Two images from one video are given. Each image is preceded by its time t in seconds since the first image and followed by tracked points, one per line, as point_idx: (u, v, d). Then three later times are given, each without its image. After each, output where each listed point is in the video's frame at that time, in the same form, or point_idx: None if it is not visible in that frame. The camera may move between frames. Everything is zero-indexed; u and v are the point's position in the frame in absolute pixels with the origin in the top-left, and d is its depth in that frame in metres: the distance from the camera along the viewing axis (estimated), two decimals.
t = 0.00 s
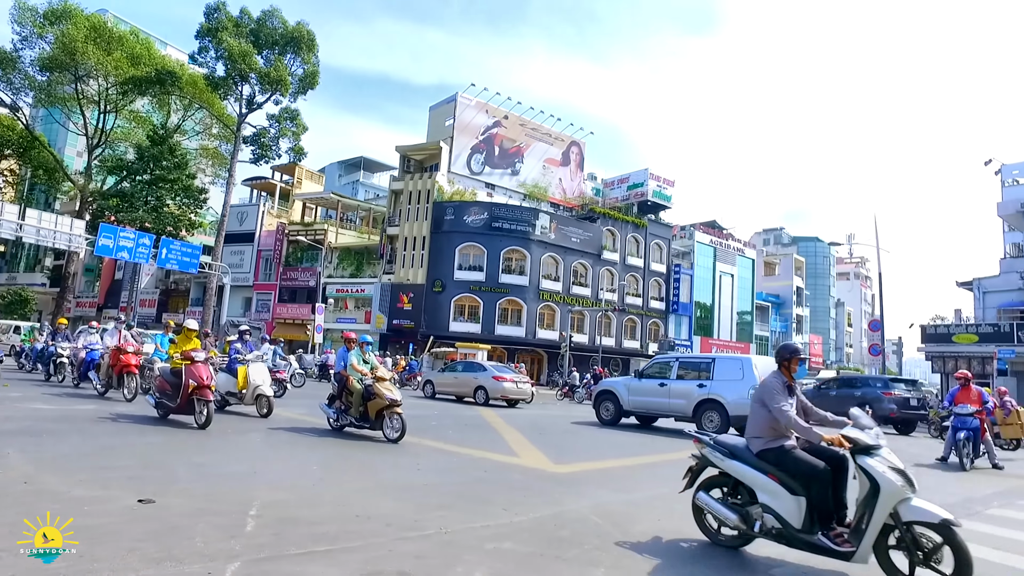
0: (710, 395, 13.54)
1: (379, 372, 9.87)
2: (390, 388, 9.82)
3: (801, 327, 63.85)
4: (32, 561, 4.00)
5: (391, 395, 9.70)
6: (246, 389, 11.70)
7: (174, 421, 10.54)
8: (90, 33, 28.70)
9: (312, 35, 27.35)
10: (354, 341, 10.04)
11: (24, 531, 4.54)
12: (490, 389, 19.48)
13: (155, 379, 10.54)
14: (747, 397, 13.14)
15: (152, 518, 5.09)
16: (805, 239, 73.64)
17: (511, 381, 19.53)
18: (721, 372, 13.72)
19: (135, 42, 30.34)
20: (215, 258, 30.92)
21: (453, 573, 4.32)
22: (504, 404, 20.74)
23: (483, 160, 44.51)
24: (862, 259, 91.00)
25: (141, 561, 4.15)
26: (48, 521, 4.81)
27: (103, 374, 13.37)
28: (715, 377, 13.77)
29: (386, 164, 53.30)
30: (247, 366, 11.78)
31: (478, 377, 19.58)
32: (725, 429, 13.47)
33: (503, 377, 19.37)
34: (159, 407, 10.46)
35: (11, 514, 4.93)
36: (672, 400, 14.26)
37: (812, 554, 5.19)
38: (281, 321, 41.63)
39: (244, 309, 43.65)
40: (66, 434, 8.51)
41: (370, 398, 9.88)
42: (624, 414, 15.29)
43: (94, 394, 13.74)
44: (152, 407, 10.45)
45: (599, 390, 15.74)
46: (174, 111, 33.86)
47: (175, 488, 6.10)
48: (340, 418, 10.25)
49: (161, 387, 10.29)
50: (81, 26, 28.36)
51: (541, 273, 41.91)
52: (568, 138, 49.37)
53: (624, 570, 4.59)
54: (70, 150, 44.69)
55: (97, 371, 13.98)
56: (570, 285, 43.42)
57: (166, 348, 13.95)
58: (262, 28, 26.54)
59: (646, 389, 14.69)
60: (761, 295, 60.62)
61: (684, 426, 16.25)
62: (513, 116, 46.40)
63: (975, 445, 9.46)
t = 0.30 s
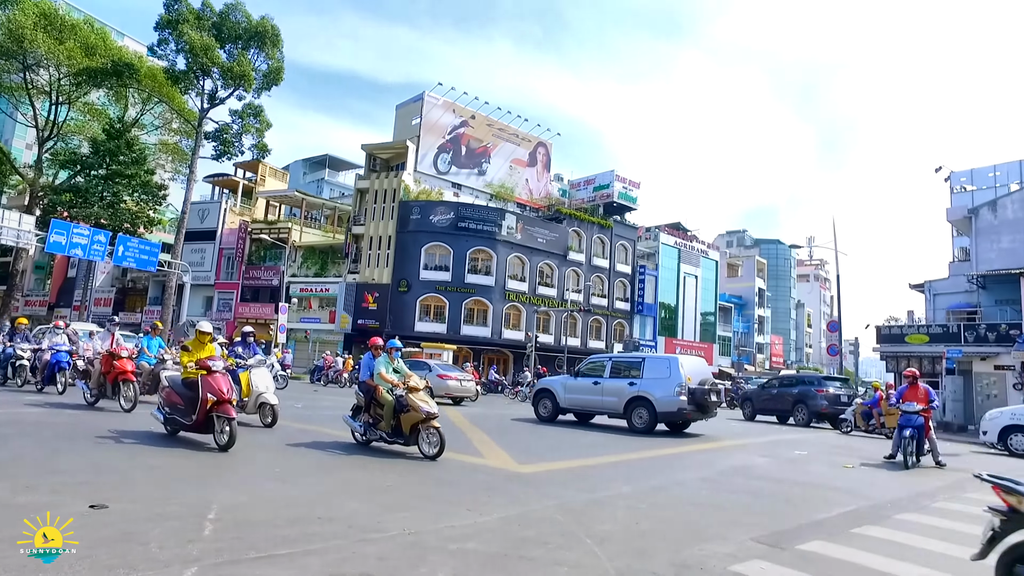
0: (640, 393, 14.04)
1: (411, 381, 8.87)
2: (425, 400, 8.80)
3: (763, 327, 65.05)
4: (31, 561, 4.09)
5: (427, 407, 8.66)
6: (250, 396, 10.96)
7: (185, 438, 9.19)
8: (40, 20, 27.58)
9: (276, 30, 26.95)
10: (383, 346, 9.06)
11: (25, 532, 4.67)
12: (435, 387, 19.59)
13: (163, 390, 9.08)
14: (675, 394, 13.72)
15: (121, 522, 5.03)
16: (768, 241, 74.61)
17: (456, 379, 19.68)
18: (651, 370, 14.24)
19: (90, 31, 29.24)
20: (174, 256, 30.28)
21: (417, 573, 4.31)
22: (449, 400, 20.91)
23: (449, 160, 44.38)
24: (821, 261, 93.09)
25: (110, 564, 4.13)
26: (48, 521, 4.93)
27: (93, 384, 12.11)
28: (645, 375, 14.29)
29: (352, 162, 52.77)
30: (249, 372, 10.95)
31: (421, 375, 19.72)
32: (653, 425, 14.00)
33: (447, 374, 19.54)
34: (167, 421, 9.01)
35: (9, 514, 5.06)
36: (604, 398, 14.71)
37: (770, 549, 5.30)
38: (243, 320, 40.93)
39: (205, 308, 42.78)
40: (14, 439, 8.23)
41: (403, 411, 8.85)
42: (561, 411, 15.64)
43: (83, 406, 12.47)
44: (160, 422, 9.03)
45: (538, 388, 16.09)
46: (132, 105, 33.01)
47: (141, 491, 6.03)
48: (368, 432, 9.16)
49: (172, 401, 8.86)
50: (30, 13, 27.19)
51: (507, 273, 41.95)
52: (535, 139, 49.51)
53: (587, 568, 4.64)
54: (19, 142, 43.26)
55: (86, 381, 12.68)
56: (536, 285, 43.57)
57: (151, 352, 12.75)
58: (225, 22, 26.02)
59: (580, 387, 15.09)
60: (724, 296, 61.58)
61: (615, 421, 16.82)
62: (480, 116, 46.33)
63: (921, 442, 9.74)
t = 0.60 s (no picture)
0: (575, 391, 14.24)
1: (465, 392, 7.99)
2: (481, 413, 7.92)
3: (729, 328, 66.05)
4: (32, 561, 4.17)
5: (485, 421, 7.79)
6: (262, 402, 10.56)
7: (222, 465, 7.71)
8: None
9: (242, 25, 26.57)
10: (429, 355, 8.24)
11: (25, 531, 4.75)
12: (384, 385, 20.57)
13: (197, 407, 7.65)
14: (608, 392, 13.91)
15: (93, 527, 4.99)
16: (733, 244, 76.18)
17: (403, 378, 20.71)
18: (587, 369, 14.47)
19: (45, 19, 28.02)
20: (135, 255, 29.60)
21: None
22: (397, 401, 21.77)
23: (418, 159, 44.18)
24: (785, 263, 94.89)
25: (82, 569, 4.10)
26: (49, 521, 5.01)
27: (100, 393, 10.58)
28: (581, 373, 14.53)
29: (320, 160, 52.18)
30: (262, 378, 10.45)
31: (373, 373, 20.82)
32: (588, 423, 14.19)
33: (395, 373, 20.70)
34: (203, 444, 7.54)
35: (13, 515, 5.19)
36: (543, 396, 14.97)
37: (732, 546, 5.42)
38: (207, 320, 40.20)
39: (167, 308, 41.94)
40: None
41: (457, 425, 7.95)
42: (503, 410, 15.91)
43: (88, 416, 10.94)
44: (195, 446, 7.57)
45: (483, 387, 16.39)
46: (90, 98, 32.14)
47: (111, 495, 5.97)
48: (416, 450, 8.21)
49: (208, 421, 7.43)
50: None
51: (476, 274, 41.94)
52: (504, 140, 49.55)
53: (553, 567, 4.68)
54: None
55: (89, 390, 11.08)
56: (504, 285, 43.62)
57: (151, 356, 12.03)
58: (189, 15, 25.52)
59: (521, 385, 15.37)
60: (690, 297, 62.36)
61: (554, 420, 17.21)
62: (450, 116, 46.20)
63: (874, 442, 9.92)
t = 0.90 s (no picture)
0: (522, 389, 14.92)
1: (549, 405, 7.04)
2: (567, 429, 6.86)
3: (701, 328, 66.75)
4: (32, 561, 4.23)
5: (571, 437, 6.71)
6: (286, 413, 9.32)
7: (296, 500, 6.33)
8: None
9: (214, 19, 26.19)
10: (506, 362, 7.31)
11: (25, 532, 4.82)
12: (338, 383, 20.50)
13: (269, 431, 6.26)
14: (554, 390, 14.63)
15: (66, 530, 4.94)
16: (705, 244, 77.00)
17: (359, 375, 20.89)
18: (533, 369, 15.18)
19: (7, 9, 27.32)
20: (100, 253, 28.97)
21: None
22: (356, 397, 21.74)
23: (393, 158, 43.94)
24: (757, 265, 96.08)
25: (60, 572, 4.09)
26: (48, 521, 5.10)
27: (124, 405, 9.47)
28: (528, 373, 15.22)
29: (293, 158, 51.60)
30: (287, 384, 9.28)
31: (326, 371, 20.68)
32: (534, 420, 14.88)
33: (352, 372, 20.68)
34: (275, 475, 6.09)
35: (16, 515, 5.27)
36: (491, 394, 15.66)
37: (703, 544, 5.48)
38: (176, 319, 39.54)
39: (135, 307, 41.16)
40: None
41: (539, 443, 6.90)
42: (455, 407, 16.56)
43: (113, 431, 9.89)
44: (264, 477, 6.12)
45: (436, 385, 17.05)
46: (54, 91, 31.40)
47: (87, 498, 5.91)
48: (487, 469, 7.21)
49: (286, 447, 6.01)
50: None
51: (450, 273, 41.85)
52: (480, 140, 49.51)
53: (526, 567, 4.70)
54: None
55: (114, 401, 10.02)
56: (479, 285, 43.59)
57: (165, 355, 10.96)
58: (159, 8, 25.05)
59: (471, 384, 16.05)
60: (663, 297, 62.90)
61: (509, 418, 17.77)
62: (425, 115, 46.01)
63: (839, 442, 10.15)
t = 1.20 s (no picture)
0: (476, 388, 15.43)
1: (657, 420, 6.37)
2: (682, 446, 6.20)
3: (678, 329, 67.31)
4: (33, 561, 4.27)
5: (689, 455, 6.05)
6: (333, 429, 8.27)
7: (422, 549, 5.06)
8: None
9: (188, 14, 25.84)
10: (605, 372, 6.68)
11: (28, 531, 4.88)
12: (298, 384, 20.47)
13: (389, 464, 4.99)
14: (508, 388, 15.21)
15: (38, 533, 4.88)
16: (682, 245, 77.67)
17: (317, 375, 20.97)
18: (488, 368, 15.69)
19: None
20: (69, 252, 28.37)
21: None
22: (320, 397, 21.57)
23: (370, 157, 43.70)
24: (732, 266, 97.01)
25: (47, 573, 4.10)
26: (49, 521, 5.16)
27: (170, 423, 7.87)
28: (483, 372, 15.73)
29: (269, 156, 51.06)
30: (333, 397, 8.34)
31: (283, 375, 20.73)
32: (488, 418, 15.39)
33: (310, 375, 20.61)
34: (403, 521, 4.79)
35: (15, 514, 5.31)
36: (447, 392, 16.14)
37: (677, 543, 5.54)
38: (148, 319, 38.91)
39: (105, 306, 40.42)
40: None
41: (650, 462, 6.21)
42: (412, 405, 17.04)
43: (154, 452, 8.33)
44: (388, 524, 4.78)
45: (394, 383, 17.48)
46: (21, 84, 30.70)
47: (66, 499, 5.86)
48: (588, 491, 6.47)
49: (419, 486, 4.75)
50: None
51: (428, 273, 41.73)
52: (458, 140, 49.43)
53: (501, 567, 4.72)
54: None
55: (157, 415, 8.44)
56: (456, 285, 43.52)
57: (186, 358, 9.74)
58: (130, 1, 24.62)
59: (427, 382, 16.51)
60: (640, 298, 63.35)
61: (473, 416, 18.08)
62: (403, 114, 45.81)
63: (806, 444, 10.18)
